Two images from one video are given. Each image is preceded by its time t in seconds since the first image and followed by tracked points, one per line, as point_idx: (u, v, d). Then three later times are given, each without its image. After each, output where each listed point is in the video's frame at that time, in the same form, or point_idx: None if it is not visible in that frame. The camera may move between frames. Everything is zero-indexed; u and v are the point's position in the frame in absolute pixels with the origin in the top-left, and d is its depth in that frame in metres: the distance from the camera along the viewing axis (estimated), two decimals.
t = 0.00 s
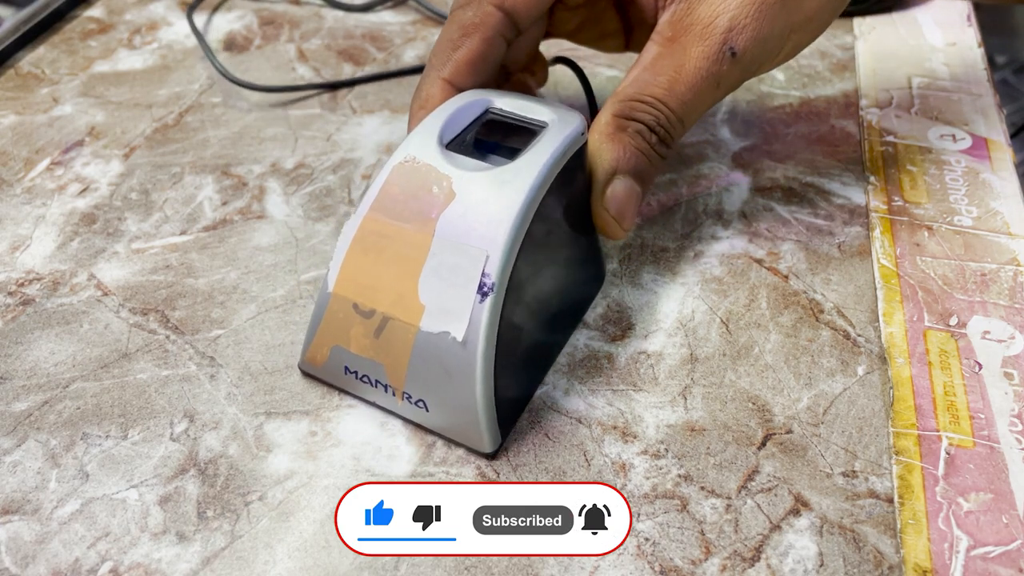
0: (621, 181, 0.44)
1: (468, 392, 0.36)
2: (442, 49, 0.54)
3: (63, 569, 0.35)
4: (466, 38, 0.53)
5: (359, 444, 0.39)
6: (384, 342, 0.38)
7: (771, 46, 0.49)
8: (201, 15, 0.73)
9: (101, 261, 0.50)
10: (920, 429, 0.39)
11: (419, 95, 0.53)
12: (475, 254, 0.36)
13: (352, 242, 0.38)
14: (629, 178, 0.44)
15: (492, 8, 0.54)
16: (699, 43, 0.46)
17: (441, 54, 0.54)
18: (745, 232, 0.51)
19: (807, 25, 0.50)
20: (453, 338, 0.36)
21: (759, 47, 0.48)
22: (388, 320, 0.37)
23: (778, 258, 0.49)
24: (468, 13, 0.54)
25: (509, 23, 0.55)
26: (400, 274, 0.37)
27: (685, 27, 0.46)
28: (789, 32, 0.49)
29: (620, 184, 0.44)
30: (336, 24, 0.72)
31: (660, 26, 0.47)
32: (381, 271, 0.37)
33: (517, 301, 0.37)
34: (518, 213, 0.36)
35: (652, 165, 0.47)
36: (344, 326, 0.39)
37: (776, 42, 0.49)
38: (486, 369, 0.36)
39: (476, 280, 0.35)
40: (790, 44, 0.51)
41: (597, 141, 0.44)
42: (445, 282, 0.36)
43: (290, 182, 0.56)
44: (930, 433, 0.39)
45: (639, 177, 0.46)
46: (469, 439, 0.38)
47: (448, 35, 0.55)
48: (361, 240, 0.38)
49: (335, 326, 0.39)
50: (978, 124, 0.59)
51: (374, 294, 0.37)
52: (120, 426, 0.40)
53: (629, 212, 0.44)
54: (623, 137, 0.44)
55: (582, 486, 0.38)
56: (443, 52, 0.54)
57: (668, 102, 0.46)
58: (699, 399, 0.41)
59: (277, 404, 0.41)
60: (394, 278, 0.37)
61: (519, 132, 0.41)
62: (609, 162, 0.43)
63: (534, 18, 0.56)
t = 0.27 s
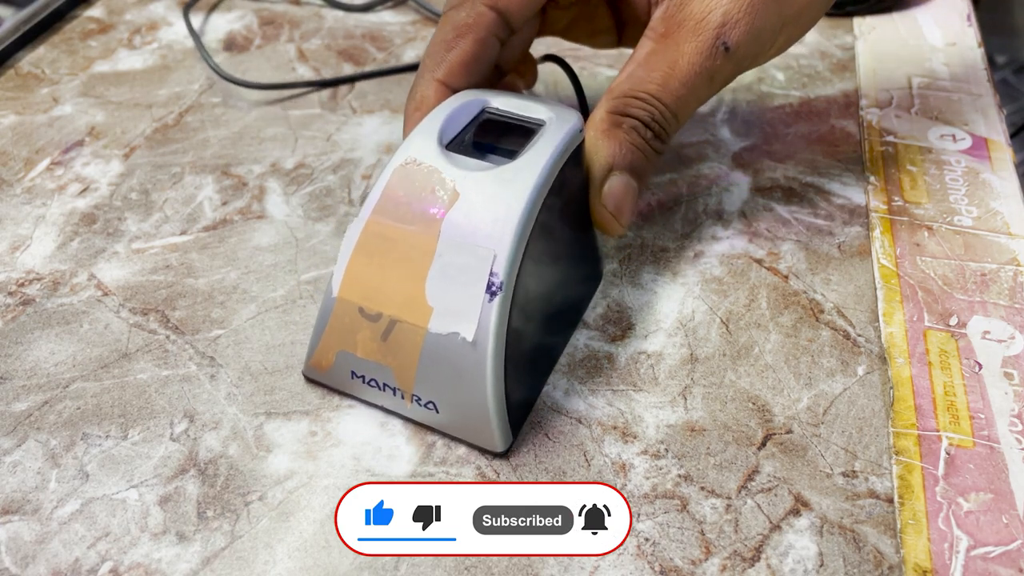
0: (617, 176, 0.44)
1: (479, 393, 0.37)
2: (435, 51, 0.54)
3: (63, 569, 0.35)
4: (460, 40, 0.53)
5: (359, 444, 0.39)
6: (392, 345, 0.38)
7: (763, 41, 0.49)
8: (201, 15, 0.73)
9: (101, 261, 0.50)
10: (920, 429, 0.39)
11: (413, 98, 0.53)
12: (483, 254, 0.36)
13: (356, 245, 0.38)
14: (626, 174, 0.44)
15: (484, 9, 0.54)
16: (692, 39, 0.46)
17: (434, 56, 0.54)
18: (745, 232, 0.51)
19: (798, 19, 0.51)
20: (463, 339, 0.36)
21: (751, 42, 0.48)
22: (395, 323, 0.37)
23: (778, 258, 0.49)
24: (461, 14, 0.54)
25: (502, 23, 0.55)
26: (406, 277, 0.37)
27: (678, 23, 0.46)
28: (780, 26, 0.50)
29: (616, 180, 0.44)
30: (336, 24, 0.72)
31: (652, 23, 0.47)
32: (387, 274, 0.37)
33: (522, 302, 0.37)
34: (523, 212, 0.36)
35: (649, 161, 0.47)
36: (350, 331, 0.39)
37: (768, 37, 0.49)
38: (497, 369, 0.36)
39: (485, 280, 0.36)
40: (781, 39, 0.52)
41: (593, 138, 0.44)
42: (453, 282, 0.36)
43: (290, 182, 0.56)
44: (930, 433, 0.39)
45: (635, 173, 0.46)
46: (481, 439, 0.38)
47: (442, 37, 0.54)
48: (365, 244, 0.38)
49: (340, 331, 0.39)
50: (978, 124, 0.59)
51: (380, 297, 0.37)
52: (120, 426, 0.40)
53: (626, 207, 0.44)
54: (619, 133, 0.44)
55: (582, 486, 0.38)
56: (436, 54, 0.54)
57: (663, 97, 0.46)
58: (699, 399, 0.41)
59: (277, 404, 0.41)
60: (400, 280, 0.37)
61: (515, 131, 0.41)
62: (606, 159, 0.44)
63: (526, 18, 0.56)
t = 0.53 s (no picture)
0: (611, 170, 0.45)
1: (496, 392, 0.37)
2: (423, 53, 0.53)
3: (63, 569, 0.35)
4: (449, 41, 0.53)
5: (359, 444, 0.39)
6: (404, 349, 0.37)
7: (754, 33, 0.49)
8: (201, 15, 0.73)
9: (101, 261, 0.50)
10: (920, 429, 0.39)
11: (402, 101, 0.53)
12: (494, 252, 0.36)
13: (362, 251, 0.38)
14: (619, 167, 0.45)
15: (473, 10, 0.54)
16: (680, 34, 0.46)
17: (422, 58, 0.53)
18: (745, 232, 0.51)
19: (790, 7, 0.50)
20: (477, 338, 0.36)
21: (740, 35, 0.48)
22: (407, 326, 0.37)
23: (778, 258, 0.49)
24: (448, 15, 0.54)
25: (490, 23, 0.54)
26: (416, 279, 0.37)
27: (666, 18, 0.47)
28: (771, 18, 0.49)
29: (611, 174, 0.44)
30: (336, 24, 0.72)
31: (642, 17, 0.48)
32: (397, 278, 0.37)
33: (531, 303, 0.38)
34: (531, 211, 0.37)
35: (641, 153, 0.48)
36: (359, 337, 0.38)
37: (758, 29, 0.49)
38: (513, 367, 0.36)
39: (498, 278, 0.36)
40: (774, 29, 0.51)
41: (586, 133, 0.44)
42: (464, 282, 0.36)
43: (290, 182, 0.56)
44: (930, 433, 0.39)
45: (628, 166, 0.47)
46: (498, 437, 0.38)
47: (430, 38, 0.54)
48: (371, 249, 0.38)
49: (348, 338, 0.39)
50: (978, 124, 0.59)
51: (390, 302, 0.37)
52: (120, 426, 0.40)
53: (621, 200, 0.45)
54: (611, 127, 0.45)
55: (582, 486, 0.38)
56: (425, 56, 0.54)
57: (652, 93, 0.47)
58: (699, 399, 0.41)
59: (277, 404, 0.41)
60: (409, 283, 0.37)
61: (512, 129, 0.42)
62: (600, 154, 0.44)
63: (514, 18, 0.56)
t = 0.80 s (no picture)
0: (607, 164, 0.45)
1: (512, 388, 0.37)
2: (407, 56, 0.51)
3: (63, 569, 0.35)
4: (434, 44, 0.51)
5: (359, 444, 0.39)
6: (419, 350, 0.37)
7: (740, 25, 0.49)
8: (201, 15, 0.73)
9: (101, 261, 0.50)
10: (920, 429, 0.39)
11: (392, 107, 0.50)
12: (506, 249, 0.37)
13: (371, 254, 0.38)
14: (614, 162, 0.45)
15: (458, 11, 0.52)
16: (668, 27, 0.46)
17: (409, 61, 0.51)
18: (745, 232, 0.51)
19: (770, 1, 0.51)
20: (492, 335, 0.36)
21: (727, 28, 0.48)
22: (421, 327, 0.37)
23: (778, 258, 0.49)
24: (432, 17, 0.52)
25: (475, 24, 0.53)
26: (428, 279, 0.37)
27: (653, 12, 0.47)
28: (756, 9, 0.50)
29: (607, 168, 0.44)
30: (336, 24, 0.72)
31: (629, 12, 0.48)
32: (409, 280, 0.37)
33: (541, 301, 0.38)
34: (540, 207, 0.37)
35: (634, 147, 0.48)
36: (371, 341, 0.38)
37: (744, 21, 0.49)
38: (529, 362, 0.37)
39: (510, 274, 0.36)
40: (760, 19, 0.52)
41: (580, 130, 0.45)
42: (477, 280, 0.37)
43: (290, 182, 0.56)
44: (930, 433, 0.39)
45: (623, 160, 0.46)
46: (516, 433, 0.38)
47: (416, 40, 0.51)
48: (380, 252, 0.38)
49: (360, 343, 0.39)
50: (978, 124, 0.59)
51: (402, 304, 0.37)
52: (120, 426, 0.40)
53: (618, 194, 0.45)
54: (603, 122, 0.45)
55: (582, 486, 0.38)
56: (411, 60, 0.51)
57: (642, 86, 0.47)
58: (699, 399, 0.41)
59: (277, 404, 0.41)
60: (421, 283, 0.37)
61: (510, 127, 0.42)
62: (594, 149, 0.44)
63: (499, 16, 0.54)
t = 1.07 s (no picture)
0: (602, 158, 0.45)
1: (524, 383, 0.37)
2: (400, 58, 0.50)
3: (63, 569, 0.35)
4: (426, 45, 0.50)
5: (359, 444, 0.39)
6: (430, 350, 0.38)
7: (728, 17, 0.50)
8: (200, 16, 0.73)
9: (101, 261, 0.50)
10: (920, 429, 0.39)
11: (386, 111, 0.49)
12: (514, 246, 0.37)
13: (378, 258, 0.38)
14: (609, 155, 0.45)
15: (450, 13, 0.50)
16: (656, 20, 0.48)
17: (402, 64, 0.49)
18: (745, 232, 0.51)
19: None
20: (503, 332, 0.37)
21: (715, 20, 0.49)
22: (432, 327, 0.37)
23: (778, 258, 0.49)
24: (423, 19, 0.50)
25: (468, 25, 0.51)
26: (436, 280, 0.37)
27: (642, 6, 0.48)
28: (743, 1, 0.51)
29: (602, 162, 0.45)
30: (336, 24, 0.72)
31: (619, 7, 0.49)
32: (418, 281, 0.38)
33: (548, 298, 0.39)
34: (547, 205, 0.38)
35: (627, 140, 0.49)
36: (381, 345, 0.38)
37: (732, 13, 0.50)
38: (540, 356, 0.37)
39: (519, 271, 0.37)
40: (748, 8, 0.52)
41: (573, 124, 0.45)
42: (486, 279, 0.37)
43: (290, 182, 0.56)
44: (930, 433, 0.39)
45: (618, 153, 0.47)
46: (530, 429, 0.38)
47: (408, 42, 0.50)
48: (388, 254, 0.38)
49: (369, 346, 0.39)
50: (978, 124, 0.59)
51: (412, 305, 0.38)
52: (120, 426, 0.40)
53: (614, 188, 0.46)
54: (596, 116, 0.46)
55: (583, 486, 0.38)
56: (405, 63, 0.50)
57: (632, 79, 0.48)
58: (699, 399, 0.41)
59: (277, 405, 0.41)
60: (430, 284, 0.37)
61: (507, 125, 0.42)
62: (589, 143, 0.44)
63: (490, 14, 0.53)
